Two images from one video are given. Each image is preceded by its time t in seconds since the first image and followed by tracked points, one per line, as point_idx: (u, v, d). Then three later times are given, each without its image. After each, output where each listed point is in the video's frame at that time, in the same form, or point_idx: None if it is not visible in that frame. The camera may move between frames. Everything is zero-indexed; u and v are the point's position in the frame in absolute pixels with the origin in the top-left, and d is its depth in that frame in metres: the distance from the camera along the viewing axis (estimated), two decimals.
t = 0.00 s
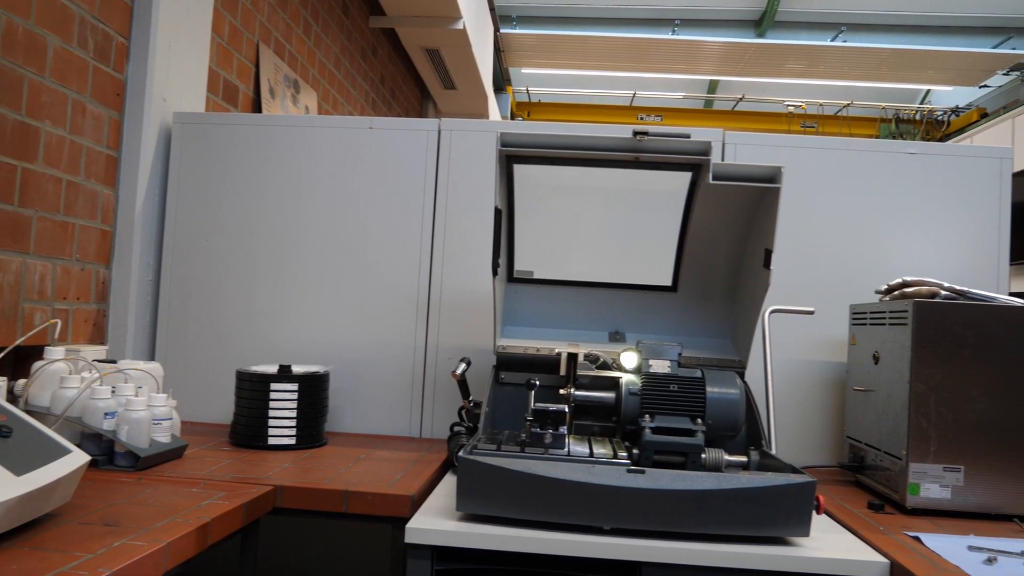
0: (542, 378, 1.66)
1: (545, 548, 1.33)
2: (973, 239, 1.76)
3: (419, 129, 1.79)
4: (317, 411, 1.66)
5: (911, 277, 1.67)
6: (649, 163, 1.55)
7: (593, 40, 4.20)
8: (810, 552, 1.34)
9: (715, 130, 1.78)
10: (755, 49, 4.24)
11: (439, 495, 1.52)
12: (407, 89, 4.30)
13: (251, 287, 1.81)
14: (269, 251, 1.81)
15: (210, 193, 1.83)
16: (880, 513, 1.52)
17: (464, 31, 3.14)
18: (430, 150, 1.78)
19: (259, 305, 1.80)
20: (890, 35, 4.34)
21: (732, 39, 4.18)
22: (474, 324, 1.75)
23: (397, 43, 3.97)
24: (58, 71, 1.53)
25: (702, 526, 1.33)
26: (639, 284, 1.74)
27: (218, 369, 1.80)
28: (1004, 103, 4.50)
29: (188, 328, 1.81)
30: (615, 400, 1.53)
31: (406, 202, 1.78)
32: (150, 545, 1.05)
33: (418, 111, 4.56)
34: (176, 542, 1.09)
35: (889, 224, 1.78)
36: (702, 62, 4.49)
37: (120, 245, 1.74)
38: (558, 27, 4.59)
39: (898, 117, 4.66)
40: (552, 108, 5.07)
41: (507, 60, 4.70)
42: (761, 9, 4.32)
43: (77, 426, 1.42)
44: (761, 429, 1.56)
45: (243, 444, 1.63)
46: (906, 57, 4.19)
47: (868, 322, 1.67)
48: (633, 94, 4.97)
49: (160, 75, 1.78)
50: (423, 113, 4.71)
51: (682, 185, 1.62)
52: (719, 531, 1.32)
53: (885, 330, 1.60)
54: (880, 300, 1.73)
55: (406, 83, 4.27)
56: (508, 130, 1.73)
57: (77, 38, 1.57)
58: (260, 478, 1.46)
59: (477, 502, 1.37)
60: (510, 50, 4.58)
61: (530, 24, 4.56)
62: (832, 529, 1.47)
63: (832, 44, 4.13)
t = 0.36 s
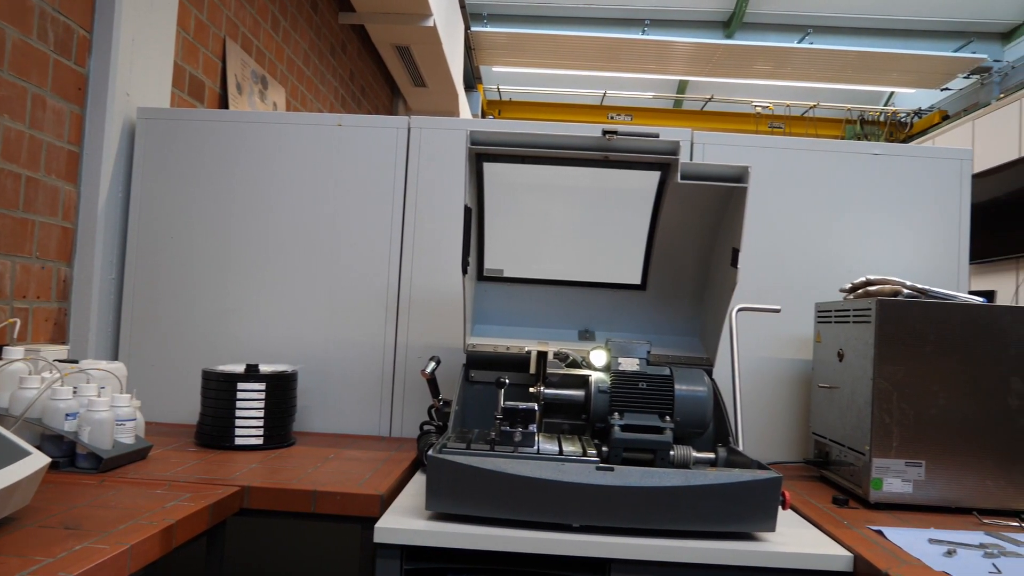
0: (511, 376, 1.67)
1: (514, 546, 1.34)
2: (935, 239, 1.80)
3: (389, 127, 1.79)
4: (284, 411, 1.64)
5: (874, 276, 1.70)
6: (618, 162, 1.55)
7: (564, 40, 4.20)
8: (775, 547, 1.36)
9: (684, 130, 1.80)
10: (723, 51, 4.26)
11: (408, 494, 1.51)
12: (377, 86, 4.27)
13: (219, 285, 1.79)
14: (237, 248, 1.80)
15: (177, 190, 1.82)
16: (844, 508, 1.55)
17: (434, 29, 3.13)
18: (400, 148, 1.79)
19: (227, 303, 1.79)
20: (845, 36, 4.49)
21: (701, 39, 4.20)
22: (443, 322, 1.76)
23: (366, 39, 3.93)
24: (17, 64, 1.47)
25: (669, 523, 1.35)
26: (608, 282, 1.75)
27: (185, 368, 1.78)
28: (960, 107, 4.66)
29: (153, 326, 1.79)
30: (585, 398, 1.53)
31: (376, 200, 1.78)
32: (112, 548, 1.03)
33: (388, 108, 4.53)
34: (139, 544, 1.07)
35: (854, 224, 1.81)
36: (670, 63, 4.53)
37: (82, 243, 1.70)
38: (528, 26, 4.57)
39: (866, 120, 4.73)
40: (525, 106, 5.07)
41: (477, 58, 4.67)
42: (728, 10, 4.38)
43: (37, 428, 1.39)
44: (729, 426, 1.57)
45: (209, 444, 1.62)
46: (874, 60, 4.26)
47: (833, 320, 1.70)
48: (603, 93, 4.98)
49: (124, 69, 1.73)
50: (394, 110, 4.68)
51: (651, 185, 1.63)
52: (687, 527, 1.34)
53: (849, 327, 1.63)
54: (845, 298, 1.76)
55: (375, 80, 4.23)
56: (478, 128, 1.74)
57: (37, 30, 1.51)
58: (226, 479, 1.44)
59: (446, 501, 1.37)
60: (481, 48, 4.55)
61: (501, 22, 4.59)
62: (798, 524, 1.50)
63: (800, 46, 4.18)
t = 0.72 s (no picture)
0: (481, 375, 1.67)
1: (485, 545, 1.34)
2: (900, 239, 1.84)
3: (359, 124, 1.79)
4: (252, 411, 1.63)
5: (840, 275, 1.72)
6: (588, 161, 1.56)
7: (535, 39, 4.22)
8: (744, 542, 1.38)
9: (654, 130, 1.81)
10: (693, 51, 4.30)
11: (378, 494, 1.51)
12: (347, 83, 4.24)
13: (186, 283, 1.78)
14: (205, 246, 1.78)
15: (142, 187, 1.79)
16: (811, 503, 1.57)
17: (406, 26, 3.10)
18: (370, 146, 1.79)
19: (194, 301, 1.77)
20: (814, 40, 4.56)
21: (671, 39, 4.23)
22: (412, 320, 1.77)
23: (336, 35, 3.89)
24: None
25: (638, 519, 1.36)
26: (579, 281, 1.75)
27: (151, 368, 1.76)
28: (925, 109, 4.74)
29: (117, 325, 1.76)
30: (556, 396, 1.54)
31: (345, 198, 1.78)
32: (74, 552, 1.01)
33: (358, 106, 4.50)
34: (102, 547, 1.05)
35: (820, 223, 1.84)
36: (641, 64, 4.57)
37: (44, 240, 1.67)
38: (498, 24, 4.52)
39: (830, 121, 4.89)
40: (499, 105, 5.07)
41: (449, 56, 4.65)
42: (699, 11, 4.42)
43: None
44: (697, 423, 1.59)
45: (176, 445, 1.59)
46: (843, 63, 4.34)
47: (800, 318, 1.72)
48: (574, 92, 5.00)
49: (87, 63, 1.70)
50: (365, 108, 4.65)
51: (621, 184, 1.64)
52: (655, 524, 1.35)
53: (815, 325, 1.65)
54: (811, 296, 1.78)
55: (345, 77, 4.20)
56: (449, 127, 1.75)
57: None
58: (193, 480, 1.43)
59: (416, 501, 1.36)
60: (452, 46, 4.53)
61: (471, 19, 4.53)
62: (766, 519, 1.51)
63: (769, 47, 4.22)
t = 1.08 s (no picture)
0: (453, 373, 1.66)
1: (457, 543, 1.33)
2: (866, 238, 1.87)
3: (330, 122, 1.79)
4: (221, 411, 1.61)
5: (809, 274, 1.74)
6: (560, 160, 1.56)
7: (507, 38, 4.22)
8: (713, 538, 1.39)
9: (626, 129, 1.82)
10: (665, 52, 4.33)
11: (348, 494, 1.50)
12: (318, 79, 4.21)
13: (153, 281, 1.76)
14: (173, 244, 1.77)
15: (108, 183, 1.77)
16: (779, 499, 1.59)
17: (378, 23, 3.08)
18: (341, 143, 1.79)
19: (163, 300, 1.75)
20: (788, 40, 4.60)
21: (644, 40, 4.25)
22: (383, 319, 1.77)
23: (307, 32, 3.86)
24: None
25: (608, 517, 1.36)
26: (551, 280, 1.76)
27: (118, 368, 1.73)
28: (890, 110, 4.79)
29: (83, 324, 1.74)
30: (528, 395, 1.55)
31: (316, 196, 1.78)
32: (37, 556, 0.99)
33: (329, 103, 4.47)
34: (66, 551, 1.03)
35: (789, 223, 1.86)
36: (614, 64, 4.59)
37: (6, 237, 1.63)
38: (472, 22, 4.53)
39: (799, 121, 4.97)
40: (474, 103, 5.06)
41: (422, 54, 4.63)
42: (670, 11, 4.45)
43: None
44: (668, 420, 1.60)
45: (143, 446, 1.57)
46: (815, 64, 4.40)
47: (769, 316, 1.74)
48: (547, 91, 4.99)
49: (51, 57, 1.66)
50: (336, 105, 4.61)
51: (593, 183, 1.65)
52: (625, 521, 1.36)
53: (784, 323, 1.67)
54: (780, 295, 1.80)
55: (316, 74, 4.16)
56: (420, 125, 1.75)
57: None
58: (160, 481, 1.41)
59: (387, 500, 1.36)
60: (425, 44, 4.51)
61: (445, 16, 4.58)
62: (735, 515, 1.53)
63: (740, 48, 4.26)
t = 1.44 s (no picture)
0: (430, 373, 1.66)
1: (434, 543, 1.33)
2: (840, 238, 1.89)
3: (306, 119, 1.79)
4: (196, 411, 1.59)
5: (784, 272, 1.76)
6: (537, 158, 1.56)
7: (485, 36, 4.23)
8: (690, 535, 1.40)
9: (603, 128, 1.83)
10: (642, 52, 4.35)
11: (325, 494, 1.50)
12: (295, 77, 4.18)
13: (126, 280, 1.74)
14: (147, 242, 1.75)
15: (80, 180, 1.74)
16: (754, 496, 1.61)
17: (355, 20, 3.06)
18: (318, 140, 1.79)
19: (136, 298, 1.74)
20: (767, 42, 4.64)
21: (622, 39, 4.27)
22: (360, 318, 1.77)
23: (284, 29, 3.83)
24: None
25: (585, 515, 1.37)
26: (528, 278, 1.75)
27: (90, 367, 1.71)
28: (863, 110, 4.86)
29: (53, 323, 1.71)
30: (505, 393, 1.55)
31: (292, 194, 1.78)
32: (4, 559, 0.98)
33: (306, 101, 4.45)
34: (36, 554, 1.02)
35: (764, 222, 1.88)
36: (589, 64, 4.60)
37: None
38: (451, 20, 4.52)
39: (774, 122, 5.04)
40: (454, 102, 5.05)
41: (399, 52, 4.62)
42: (648, 11, 4.49)
43: None
44: (644, 418, 1.61)
45: (115, 448, 1.55)
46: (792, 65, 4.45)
47: (744, 315, 1.76)
48: (523, 90, 4.97)
49: (20, 51, 1.63)
50: (312, 102, 4.58)
51: (570, 181, 1.65)
52: (602, 519, 1.36)
53: (759, 322, 1.69)
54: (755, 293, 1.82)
55: (293, 71, 4.13)
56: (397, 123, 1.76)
57: None
58: (133, 483, 1.39)
59: (364, 500, 1.35)
60: (403, 42, 4.49)
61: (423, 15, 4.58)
62: (711, 512, 1.54)
63: (716, 48, 4.28)
